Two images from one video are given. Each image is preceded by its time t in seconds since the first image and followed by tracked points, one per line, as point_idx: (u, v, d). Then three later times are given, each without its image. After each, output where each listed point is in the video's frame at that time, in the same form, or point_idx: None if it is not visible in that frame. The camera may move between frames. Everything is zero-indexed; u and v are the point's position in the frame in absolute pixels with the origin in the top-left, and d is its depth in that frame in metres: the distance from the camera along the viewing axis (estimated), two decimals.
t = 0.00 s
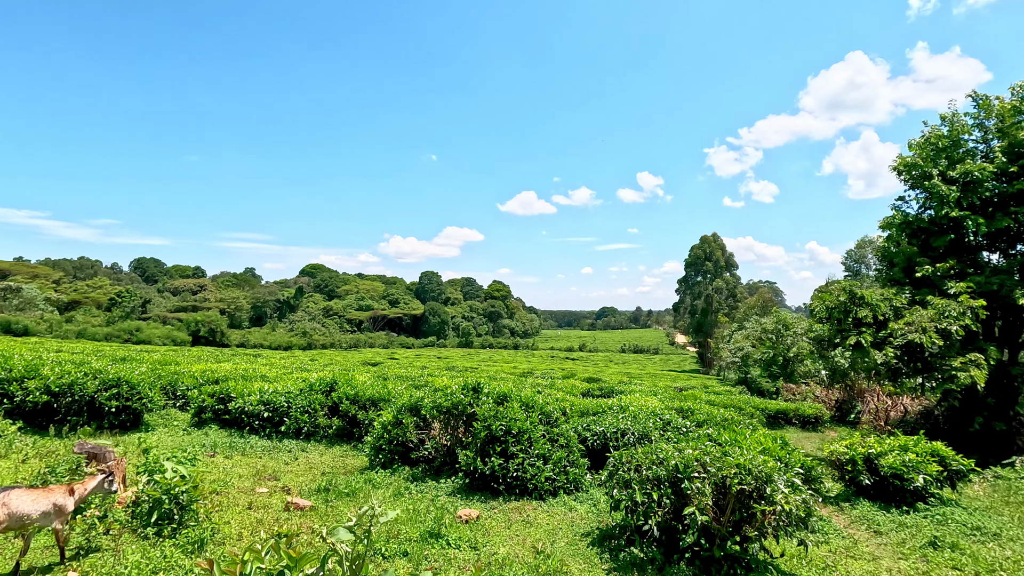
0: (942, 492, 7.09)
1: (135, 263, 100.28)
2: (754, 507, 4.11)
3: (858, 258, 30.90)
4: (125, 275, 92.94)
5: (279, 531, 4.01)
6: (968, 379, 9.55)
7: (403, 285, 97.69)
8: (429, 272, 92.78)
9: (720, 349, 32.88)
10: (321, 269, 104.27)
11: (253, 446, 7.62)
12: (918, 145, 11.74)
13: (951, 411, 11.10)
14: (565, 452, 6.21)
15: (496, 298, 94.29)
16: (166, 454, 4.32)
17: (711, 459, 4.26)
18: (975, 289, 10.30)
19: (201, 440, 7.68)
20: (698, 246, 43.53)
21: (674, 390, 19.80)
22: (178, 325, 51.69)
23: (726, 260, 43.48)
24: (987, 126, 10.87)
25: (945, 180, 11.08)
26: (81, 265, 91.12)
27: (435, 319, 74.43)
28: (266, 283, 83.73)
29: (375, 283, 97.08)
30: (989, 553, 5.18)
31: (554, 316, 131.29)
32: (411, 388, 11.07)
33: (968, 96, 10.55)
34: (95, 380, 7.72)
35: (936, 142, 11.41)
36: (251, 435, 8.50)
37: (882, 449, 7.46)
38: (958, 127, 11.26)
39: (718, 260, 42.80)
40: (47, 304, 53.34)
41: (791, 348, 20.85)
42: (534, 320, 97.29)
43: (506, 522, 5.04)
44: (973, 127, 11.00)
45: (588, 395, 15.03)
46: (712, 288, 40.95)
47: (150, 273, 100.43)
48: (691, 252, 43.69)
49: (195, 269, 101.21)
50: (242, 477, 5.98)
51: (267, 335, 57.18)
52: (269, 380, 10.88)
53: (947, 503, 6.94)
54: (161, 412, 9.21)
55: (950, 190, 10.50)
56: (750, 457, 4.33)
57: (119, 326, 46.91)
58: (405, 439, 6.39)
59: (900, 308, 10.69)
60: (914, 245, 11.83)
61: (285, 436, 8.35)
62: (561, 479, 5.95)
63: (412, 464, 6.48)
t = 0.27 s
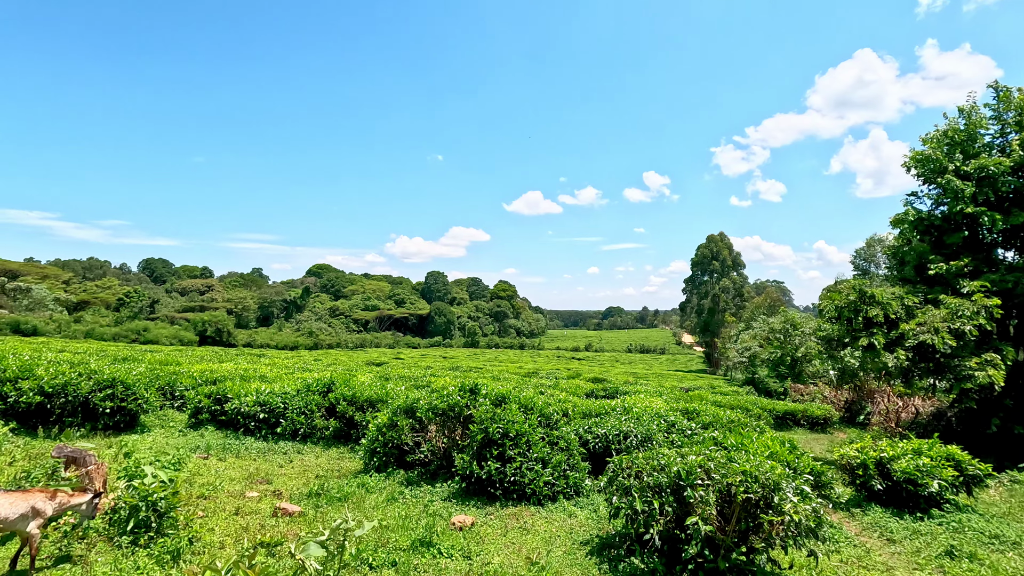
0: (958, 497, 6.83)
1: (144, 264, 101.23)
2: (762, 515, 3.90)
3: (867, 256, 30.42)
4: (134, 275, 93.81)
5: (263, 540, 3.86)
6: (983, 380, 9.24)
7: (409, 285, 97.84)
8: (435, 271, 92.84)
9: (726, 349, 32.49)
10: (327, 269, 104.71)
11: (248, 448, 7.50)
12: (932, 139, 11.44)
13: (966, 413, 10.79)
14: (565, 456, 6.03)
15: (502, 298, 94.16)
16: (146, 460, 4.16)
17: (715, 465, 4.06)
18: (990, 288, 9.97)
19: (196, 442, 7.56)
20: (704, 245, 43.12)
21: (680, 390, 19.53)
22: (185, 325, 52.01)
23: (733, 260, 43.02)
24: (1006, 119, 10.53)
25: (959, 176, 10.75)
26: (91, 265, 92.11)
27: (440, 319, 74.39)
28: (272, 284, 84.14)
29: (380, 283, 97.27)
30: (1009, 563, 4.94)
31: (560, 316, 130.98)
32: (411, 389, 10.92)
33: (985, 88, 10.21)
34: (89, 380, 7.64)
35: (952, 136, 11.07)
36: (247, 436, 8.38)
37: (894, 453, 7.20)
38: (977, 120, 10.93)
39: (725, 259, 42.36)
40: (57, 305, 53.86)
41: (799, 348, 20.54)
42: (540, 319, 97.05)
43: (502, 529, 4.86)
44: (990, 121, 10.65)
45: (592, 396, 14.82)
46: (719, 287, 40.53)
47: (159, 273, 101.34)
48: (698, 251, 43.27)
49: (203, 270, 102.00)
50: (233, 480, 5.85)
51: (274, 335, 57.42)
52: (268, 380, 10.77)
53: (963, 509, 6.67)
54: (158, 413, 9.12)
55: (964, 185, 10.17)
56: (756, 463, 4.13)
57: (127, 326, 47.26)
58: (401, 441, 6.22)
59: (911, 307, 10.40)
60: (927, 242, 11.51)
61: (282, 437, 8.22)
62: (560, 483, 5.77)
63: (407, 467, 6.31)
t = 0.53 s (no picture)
0: (986, 509, 6.47)
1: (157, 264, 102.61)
2: (780, 534, 3.63)
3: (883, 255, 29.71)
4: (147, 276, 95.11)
5: (250, 557, 3.65)
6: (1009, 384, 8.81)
7: (418, 284, 98.02)
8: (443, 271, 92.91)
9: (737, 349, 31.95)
10: (337, 269, 105.32)
11: (247, 453, 7.37)
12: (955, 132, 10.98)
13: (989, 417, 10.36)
14: (571, 464, 5.79)
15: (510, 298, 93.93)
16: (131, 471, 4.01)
17: (729, 479, 3.79)
18: (1016, 288, 9.54)
19: (194, 446, 7.44)
20: (714, 244, 42.53)
21: (691, 392, 19.16)
22: (196, 325, 52.52)
23: (744, 259, 42.37)
24: None
25: (984, 170, 10.31)
26: (105, 266, 93.54)
27: (449, 319, 74.35)
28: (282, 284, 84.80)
29: (389, 283, 97.55)
30: None
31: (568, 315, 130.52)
32: (416, 391, 10.75)
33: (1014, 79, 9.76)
34: (87, 383, 7.58)
35: (976, 129, 10.63)
36: (246, 439, 8.24)
37: (917, 461, 6.84)
38: (1006, 113, 10.47)
39: (735, 259, 41.74)
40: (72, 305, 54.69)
41: (812, 348, 20.13)
42: (548, 319, 96.63)
43: (503, 543, 4.63)
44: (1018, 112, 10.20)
45: (600, 398, 14.55)
46: (730, 287, 39.93)
47: (171, 274, 102.68)
48: (708, 250, 42.70)
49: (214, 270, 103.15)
50: (227, 488, 5.70)
51: (284, 334, 57.79)
52: (271, 382, 10.65)
53: (991, 522, 6.31)
54: (160, 416, 9.04)
55: (990, 180, 9.73)
56: (774, 477, 3.86)
57: (139, 326, 47.81)
58: (400, 448, 6.01)
59: (931, 308, 10.00)
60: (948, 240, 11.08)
61: (282, 441, 8.06)
62: (565, 493, 5.53)
63: (407, 475, 6.10)
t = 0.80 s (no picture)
0: (1009, 517, 6.16)
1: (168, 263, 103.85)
2: (793, 551, 3.40)
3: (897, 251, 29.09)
4: (159, 274, 96.32)
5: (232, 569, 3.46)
6: None
7: (425, 282, 98.16)
8: (450, 269, 92.96)
9: (747, 347, 31.49)
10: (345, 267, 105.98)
11: (244, 454, 7.27)
12: (977, 124, 10.60)
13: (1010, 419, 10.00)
14: (573, 468, 5.60)
15: (518, 295, 93.95)
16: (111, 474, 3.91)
17: (738, 490, 3.57)
18: None
19: (192, 448, 7.36)
20: (724, 241, 41.99)
21: (699, 391, 18.89)
22: (205, 323, 52.96)
23: (754, 256, 41.79)
24: None
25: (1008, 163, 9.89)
26: (117, 265, 94.71)
27: (457, 316, 74.33)
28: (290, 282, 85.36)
29: (397, 281, 97.78)
30: None
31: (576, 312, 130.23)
32: (418, 390, 10.61)
33: None
34: (85, 384, 7.54)
35: (1000, 120, 10.22)
36: (245, 440, 8.13)
37: (935, 466, 6.55)
38: None
39: (745, 256, 41.16)
40: (84, 303, 55.40)
41: (823, 346, 19.78)
42: (556, 317, 96.19)
43: (501, 552, 4.44)
44: None
45: (607, 398, 14.33)
46: (739, 284, 39.39)
47: (182, 272, 103.85)
48: (717, 248, 42.13)
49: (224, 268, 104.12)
50: (221, 491, 5.58)
51: (292, 332, 58.13)
52: (273, 381, 10.55)
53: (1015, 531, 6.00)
54: (160, 415, 8.98)
55: (1015, 172, 9.32)
56: (786, 488, 3.62)
57: (149, 323, 48.31)
58: (397, 451, 5.85)
59: (947, 307, 9.66)
60: (966, 236, 10.70)
61: (280, 442, 7.93)
62: (567, 498, 5.33)
63: (405, 478, 5.92)
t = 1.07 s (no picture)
0: (1020, 518, 5.98)
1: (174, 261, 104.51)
2: (793, 551, 3.26)
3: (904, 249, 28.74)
4: (165, 272, 96.92)
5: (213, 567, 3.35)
6: None
7: (431, 282, 98.32)
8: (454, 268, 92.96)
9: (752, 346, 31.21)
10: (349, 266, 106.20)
11: (238, 450, 7.20)
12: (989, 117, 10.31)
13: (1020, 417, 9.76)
14: (569, 465, 5.46)
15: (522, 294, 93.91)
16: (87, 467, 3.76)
17: (736, 487, 3.44)
18: None
19: (186, 444, 7.30)
20: (729, 239, 41.67)
21: (702, 389, 18.72)
22: (210, 321, 53.17)
23: (759, 255, 41.45)
24: None
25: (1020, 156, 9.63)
26: (124, 263, 95.37)
27: (461, 315, 74.28)
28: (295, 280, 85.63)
29: (401, 280, 97.87)
30: None
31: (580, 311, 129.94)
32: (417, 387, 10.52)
33: None
34: (79, 379, 7.49)
35: (1011, 112, 9.96)
36: (239, 436, 8.06)
37: (943, 465, 6.37)
38: None
39: (750, 254, 40.83)
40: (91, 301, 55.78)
41: (828, 345, 19.63)
42: (560, 315, 95.92)
43: (492, 551, 4.32)
44: None
45: (608, 396, 14.19)
46: (744, 283, 39.09)
47: (188, 271, 104.47)
48: (722, 246, 41.81)
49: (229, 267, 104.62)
50: (211, 488, 5.50)
51: (296, 330, 58.28)
52: (271, 377, 10.48)
53: None
54: (156, 411, 8.93)
55: None
56: (786, 485, 3.47)
57: (155, 321, 48.54)
58: (390, 447, 5.74)
59: (954, 303, 9.47)
60: (975, 231, 10.44)
61: (275, 439, 7.85)
62: (563, 496, 5.20)
63: (398, 475, 5.81)
